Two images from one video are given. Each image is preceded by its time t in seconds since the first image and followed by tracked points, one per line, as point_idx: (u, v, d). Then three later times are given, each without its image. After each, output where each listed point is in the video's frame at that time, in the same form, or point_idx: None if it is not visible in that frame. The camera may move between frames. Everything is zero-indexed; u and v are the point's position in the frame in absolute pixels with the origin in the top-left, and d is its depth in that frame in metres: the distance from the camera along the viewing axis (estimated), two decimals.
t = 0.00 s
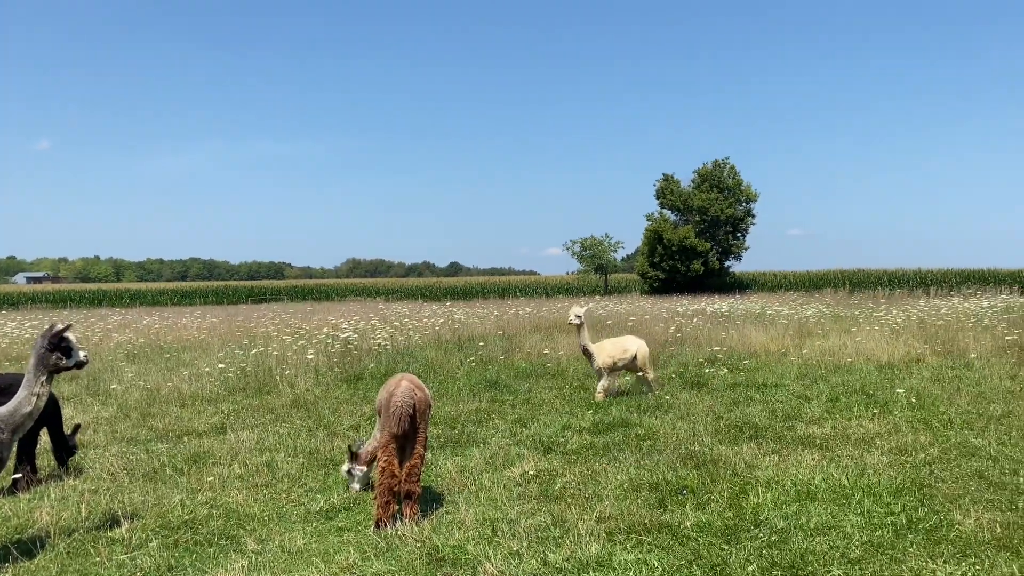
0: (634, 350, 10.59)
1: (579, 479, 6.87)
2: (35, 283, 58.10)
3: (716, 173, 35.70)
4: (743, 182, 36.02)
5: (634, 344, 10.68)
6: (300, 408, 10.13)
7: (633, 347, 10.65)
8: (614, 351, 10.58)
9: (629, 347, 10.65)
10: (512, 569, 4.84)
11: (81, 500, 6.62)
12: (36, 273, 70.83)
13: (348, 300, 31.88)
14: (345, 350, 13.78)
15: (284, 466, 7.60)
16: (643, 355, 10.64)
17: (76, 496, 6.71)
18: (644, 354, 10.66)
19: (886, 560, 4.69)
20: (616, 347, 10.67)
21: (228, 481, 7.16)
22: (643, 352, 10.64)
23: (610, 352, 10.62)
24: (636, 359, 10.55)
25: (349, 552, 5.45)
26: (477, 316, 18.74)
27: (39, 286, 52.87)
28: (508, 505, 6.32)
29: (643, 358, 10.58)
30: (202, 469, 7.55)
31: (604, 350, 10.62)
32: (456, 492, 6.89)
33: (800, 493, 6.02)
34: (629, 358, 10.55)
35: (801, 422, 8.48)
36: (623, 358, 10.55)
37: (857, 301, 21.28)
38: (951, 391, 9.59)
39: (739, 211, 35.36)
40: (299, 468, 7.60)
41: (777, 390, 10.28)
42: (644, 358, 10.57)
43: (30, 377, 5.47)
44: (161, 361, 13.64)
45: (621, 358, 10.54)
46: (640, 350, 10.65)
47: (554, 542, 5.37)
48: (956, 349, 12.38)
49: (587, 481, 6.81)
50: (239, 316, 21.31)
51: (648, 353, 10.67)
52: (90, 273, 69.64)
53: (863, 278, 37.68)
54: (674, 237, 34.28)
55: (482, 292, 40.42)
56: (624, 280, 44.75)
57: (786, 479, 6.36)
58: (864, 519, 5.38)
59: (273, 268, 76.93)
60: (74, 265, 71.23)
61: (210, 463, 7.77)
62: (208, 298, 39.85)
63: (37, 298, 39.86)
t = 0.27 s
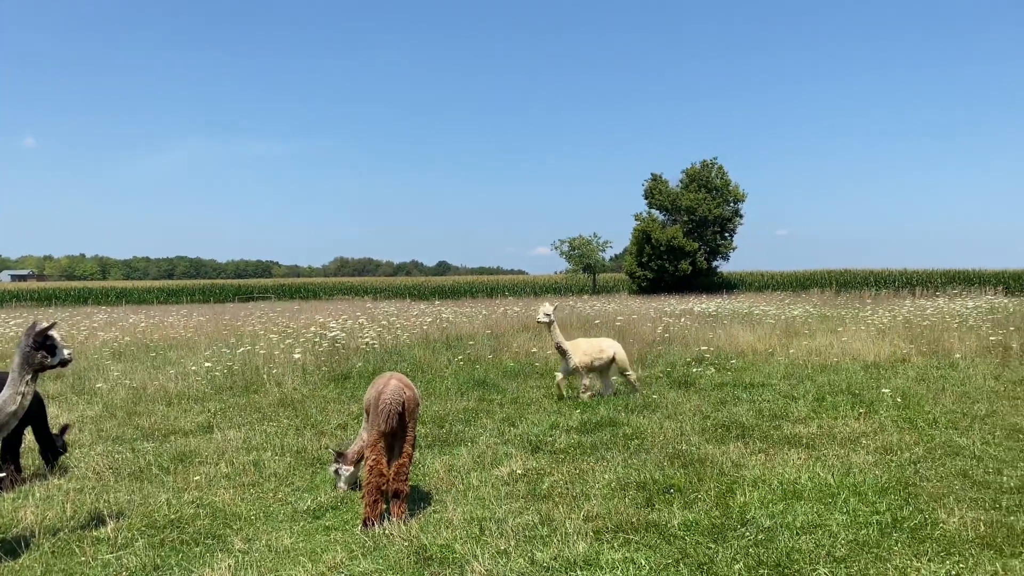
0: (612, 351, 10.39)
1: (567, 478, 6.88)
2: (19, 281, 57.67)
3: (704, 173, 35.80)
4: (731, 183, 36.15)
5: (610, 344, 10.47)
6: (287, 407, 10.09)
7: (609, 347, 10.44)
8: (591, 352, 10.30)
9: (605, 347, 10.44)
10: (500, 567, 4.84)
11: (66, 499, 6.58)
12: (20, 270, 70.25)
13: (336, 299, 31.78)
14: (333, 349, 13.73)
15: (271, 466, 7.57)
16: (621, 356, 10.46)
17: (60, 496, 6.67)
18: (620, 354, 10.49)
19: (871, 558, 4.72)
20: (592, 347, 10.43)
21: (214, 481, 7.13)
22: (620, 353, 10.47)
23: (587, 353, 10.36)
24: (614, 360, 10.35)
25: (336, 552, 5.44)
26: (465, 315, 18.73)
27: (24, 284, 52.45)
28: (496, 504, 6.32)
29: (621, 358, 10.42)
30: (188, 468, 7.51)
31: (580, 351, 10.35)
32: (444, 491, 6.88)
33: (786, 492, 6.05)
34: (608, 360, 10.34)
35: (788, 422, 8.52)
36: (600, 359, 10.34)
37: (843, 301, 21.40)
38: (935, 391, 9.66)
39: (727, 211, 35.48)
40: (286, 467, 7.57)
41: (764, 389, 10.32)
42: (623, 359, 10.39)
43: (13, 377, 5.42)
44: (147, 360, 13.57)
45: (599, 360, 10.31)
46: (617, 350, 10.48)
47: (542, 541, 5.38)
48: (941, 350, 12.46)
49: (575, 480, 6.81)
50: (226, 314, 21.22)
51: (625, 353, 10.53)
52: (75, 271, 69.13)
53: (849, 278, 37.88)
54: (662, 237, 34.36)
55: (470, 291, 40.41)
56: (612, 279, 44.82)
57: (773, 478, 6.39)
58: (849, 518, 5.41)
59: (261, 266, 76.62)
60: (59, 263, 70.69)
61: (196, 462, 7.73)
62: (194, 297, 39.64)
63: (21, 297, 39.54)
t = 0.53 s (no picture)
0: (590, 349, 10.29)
1: (559, 476, 6.89)
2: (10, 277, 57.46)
3: (697, 172, 35.86)
4: (724, 182, 36.21)
5: (588, 341, 10.38)
6: (279, 404, 10.08)
7: (587, 345, 10.34)
8: (568, 351, 10.20)
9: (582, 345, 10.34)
10: (492, 565, 4.85)
11: (56, 497, 6.56)
12: (11, 267, 69.89)
13: (329, 297, 31.74)
14: (325, 346, 13.73)
15: (263, 463, 7.56)
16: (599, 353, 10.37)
17: (51, 493, 6.65)
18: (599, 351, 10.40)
19: (861, 556, 4.75)
20: (569, 347, 10.31)
21: (205, 478, 7.12)
22: (598, 351, 10.38)
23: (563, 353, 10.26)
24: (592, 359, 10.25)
25: (328, 550, 5.44)
26: (458, 314, 18.72)
27: (15, 281, 52.22)
28: (488, 502, 6.33)
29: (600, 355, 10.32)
30: (180, 466, 7.51)
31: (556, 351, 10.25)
32: (436, 489, 6.88)
33: (777, 490, 6.07)
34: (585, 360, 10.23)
35: (779, 421, 8.56)
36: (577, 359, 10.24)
37: (835, 300, 21.47)
38: (926, 390, 9.70)
39: (719, 210, 35.55)
40: (278, 464, 7.57)
41: (756, 388, 10.35)
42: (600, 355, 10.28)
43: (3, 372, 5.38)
44: (139, 358, 13.53)
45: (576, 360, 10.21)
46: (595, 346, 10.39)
47: (533, 539, 5.39)
48: (932, 349, 12.52)
49: (567, 478, 6.83)
50: (219, 312, 21.18)
51: (603, 349, 10.46)
52: (66, 268, 68.85)
53: (841, 278, 37.98)
54: (655, 236, 34.40)
55: (463, 289, 40.38)
56: (605, 278, 44.87)
57: (764, 477, 6.42)
58: (840, 517, 5.44)
59: (254, 264, 76.46)
60: (51, 260, 70.38)
61: (188, 460, 7.72)
62: (187, 294, 39.55)
63: (13, 294, 39.34)
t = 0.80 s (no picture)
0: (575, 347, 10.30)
1: (555, 474, 6.89)
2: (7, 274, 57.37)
3: (695, 171, 35.86)
4: (721, 181, 36.23)
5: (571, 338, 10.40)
6: (276, 401, 10.07)
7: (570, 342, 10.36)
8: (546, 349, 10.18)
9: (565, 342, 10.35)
10: (487, 562, 4.85)
11: (51, 493, 6.55)
12: (8, 263, 69.73)
13: (326, 295, 31.71)
14: (322, 344, 13.72)
15: (259, 460, 7.55)
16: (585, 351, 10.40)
17: (46, 489, 6.63)
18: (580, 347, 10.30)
19: (856, 554, 4.76)
20: (549, 345, 10.28)
21: (201, 475, 7.11)
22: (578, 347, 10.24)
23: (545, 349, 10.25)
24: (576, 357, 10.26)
25: (323, 547, 5.43)
26: (455, 312, 18.72)
27: (11, 278, 52.11)
28: (484, 499, 6.33)
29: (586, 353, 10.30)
30: (176, 462, 7.50)
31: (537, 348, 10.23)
32: (432, 486, 6.88)
33: (773, 489, 6.08)
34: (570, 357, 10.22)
35: (776, 419, 8.57)
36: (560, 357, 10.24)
37: (832, 300, 21.47)
38: (922, 389, 9.71)
39: (717, 209, 35.56)
40: (274, 461, 7.57)
41: (752, 387, 10.36)
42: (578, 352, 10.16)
43: None
44: (135, 355, 13.50)
45: (559, 357, 10.19)
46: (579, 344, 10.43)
47: (529, 536, 5.39)
48: (928, 348, 12.54)
49: (563, 475, 6.84)
50: (216, 309, 21.15)
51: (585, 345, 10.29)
52: (63, 264, 68.72)
53: (838, 277, 38.00)
54: (652, 235, 34.40)
55: (460, 287, 40.37)
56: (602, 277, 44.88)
57: (760, 475, 6.43)
58: (835, 515, 5.44)
59: (251, 262, 76.40)
60: (47, 257, 70.23)
61: (183, 456, 7.72)
62: (184, 291, 39.49)
63: (9, 290, 39.25)
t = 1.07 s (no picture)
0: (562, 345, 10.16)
1: (556, 471, 6.89)
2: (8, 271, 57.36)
3: (696, 169, 35.81)
4: (722, 179, 36.20)
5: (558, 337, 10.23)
6: (276, 399, 10.07)
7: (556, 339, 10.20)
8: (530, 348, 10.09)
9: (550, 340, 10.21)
10: (488, 559, 4.85)
11: (52, 489, 6.55)
12: (8, 260, 69.73)
13: (326, 292, 31.70)
14: (323, 341, 13.71)
15: (259, 457, 7.55)
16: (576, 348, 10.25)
17: (47, 485, 6.64)
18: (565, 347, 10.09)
19: (857, 552, 4.76)
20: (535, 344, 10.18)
21: (202, 472, 7.11)
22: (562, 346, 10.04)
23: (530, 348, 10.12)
24: (562, 358, 10.08)
25: (324, 544, 5.43)
26: (456, 309, 18.69)
27: (12, 274, 52.10)
28: (484, 497, 6.33)
29: (574, 354, 10.10)
30: (176, 459, 7.50)
31: (521, 347, 10.10)
32: (432, 483, 6.89)
33: (773, 487, 6.08)
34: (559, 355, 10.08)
35: (776, 417, 8.56)
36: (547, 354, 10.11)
37: (833, 298, 21.46)
38: (923, 387, 9.71)
39: (718, 207, 35.54)
40: (274, 458, 7.57)
41: (753, 385, 10.36)
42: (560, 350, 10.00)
43: None
44: (135, 351, 13.50)
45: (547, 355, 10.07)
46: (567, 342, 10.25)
47: (530, 533, 5.39)
48: (929, 347, 12.53)
49: (563, 473, 6.84)
50: (216, 306, 21.14)
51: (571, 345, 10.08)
52: (64, 261, 68.73)
53: (839, 276, 37.99)
54: (653, 233, 34.37)
55: (461, 285, 40.36)
56: (603, 275, 44.86)
57: (760, 473, 6.43)
58: (836, 513, 5.44)
59: (251, 259, 76.41)
60: (48, 254, 70.23)
61: (184, 453, 7.72)
62: (185, 288, 39.49)
63: (10, 287, 39.24)
